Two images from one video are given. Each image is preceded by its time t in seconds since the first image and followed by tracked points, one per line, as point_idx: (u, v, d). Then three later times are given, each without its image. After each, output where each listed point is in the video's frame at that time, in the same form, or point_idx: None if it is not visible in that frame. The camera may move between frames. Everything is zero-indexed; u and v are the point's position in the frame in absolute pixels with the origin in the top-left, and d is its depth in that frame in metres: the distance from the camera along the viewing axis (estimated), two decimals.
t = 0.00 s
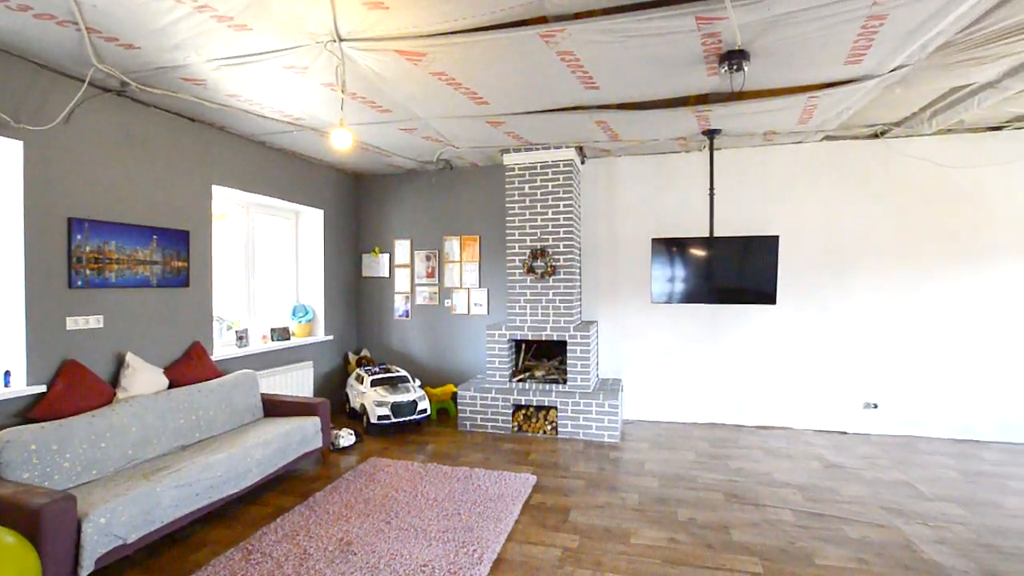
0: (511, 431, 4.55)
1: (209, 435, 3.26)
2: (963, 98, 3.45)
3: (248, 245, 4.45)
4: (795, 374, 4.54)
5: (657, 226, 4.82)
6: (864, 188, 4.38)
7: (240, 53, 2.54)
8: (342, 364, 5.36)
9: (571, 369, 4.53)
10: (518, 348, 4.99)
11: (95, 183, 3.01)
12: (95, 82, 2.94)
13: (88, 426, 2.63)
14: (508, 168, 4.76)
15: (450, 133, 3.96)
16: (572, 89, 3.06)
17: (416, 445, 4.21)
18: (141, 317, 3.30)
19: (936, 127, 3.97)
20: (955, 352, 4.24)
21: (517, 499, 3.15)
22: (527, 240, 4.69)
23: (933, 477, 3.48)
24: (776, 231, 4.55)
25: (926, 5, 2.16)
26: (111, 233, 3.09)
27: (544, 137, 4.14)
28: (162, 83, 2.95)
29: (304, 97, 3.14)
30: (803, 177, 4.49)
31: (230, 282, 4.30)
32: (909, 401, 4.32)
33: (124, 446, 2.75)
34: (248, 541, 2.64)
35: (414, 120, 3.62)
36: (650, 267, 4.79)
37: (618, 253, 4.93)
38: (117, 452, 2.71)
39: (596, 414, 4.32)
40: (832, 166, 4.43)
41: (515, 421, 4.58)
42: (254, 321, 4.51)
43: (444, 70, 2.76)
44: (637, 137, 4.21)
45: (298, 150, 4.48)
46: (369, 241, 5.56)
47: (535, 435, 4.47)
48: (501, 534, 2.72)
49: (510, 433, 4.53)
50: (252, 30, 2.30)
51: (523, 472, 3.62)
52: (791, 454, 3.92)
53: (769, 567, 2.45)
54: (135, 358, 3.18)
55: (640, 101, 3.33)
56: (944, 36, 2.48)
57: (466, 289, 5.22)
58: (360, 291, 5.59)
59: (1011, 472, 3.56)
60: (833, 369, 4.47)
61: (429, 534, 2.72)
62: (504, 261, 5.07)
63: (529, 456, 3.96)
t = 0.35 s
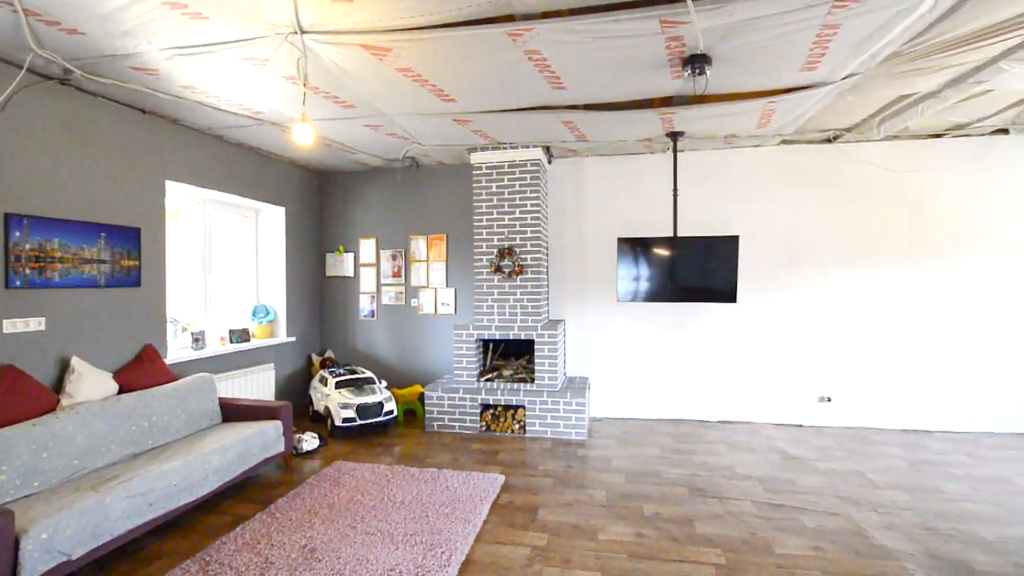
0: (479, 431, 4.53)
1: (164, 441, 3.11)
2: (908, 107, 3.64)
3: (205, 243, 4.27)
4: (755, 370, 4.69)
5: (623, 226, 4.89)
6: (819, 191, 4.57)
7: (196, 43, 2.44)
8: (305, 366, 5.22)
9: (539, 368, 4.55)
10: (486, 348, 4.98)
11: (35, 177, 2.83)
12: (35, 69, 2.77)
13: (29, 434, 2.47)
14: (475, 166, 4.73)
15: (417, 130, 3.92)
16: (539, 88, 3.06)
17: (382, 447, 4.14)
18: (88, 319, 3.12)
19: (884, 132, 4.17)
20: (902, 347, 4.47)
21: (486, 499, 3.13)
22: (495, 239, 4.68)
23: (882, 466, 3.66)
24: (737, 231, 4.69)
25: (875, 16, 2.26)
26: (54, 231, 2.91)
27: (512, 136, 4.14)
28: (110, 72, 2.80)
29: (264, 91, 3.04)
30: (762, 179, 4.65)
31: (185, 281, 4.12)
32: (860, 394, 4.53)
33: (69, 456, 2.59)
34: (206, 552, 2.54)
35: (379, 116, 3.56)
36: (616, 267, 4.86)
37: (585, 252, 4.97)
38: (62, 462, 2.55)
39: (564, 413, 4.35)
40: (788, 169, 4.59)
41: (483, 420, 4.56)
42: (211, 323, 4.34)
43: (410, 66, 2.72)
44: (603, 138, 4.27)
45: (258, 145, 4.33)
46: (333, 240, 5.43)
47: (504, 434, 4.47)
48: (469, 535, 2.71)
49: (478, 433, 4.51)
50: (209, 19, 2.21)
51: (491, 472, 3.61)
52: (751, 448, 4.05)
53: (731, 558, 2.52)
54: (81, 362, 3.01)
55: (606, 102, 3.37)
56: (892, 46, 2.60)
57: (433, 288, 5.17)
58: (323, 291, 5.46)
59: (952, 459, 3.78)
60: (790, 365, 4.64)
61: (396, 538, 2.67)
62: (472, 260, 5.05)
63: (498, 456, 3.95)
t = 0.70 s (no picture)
0: (447, 433, 4.49)
1: (112, 451, 2.95)
2: (857, 115, 3.82)
3: (156, 242, 4.08)
4: (716, 366, 4.82)
5: (589, 226, 4.95)
6: (776, 193, 4.74)
7: (146, 32, 2.32)
8: (265, 369, 5.05)
9: (506, 368, 4.54)
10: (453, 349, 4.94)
11: None
12: None
13: None
14: (442, 165, 4.69)
15: (382, 128, 3.85)
16: (506, 88, 3.06)
17: (347, 451, 4.05)
18: (27, 322, 2.93)
19: (835, 138, 4.36)
20: (853, 343, 4.69)
21: (454, 501, 3.10)
22: (462, 239, 4.65)
23: (834, 457, 3.82)
24: (698, 232, 4.82)
25: (827, 27, 2.36)
26: None
27: (479, 136, 4.12)
28: (51, 59, 2.63)
29: (221, 84, 2.92)
30: (723, 182, 4.78)
31: (135, 283, 3.92)
32: (813, 388, 4.72)
33: (6, 470, 2.42)
34: (159, 566, 2.42)
35: (342, 112, 3.48)
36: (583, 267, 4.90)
37: (552, 252, 5.00)
38: None
39: (532, 412, 4.36)
40: (747, 172, 4.74)
41: (450, 422, 4.52)
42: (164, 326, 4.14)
43: (375, 63, 2.67)
44: (569, 139, 4.30)
45: (215, 141, 4.16)
46: (295, 239, 5.28)
47: (471, 435, 4.44)
48: (437, 538, 2.68)
49: (446, 434, 4.47)
50: (160, 6, 2.10)
51: (459, 473, 3.58)
52: (713, 442, 4.17)
53: (695, 551, 2.57)
54: (20, 369, 2.82)
55: (572, 103, 3.39)
56: (842, 56, 2.72)
57: (399, 288, 5.09)
58: (285, 292, 5.30)
59: (898, 449, 3.99)
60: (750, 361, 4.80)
61: (361, 544, 2.61)
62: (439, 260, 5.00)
63: (466, 457, 3.93)
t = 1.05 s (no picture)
0: (419, 434, 4.45)
1: (65, 460, 2.79)
2: (817, 119, 3.96)
3: (111, 241, 3.90)
4: (685, 362, 4.93)
5: (560, 225, 4.98)
6: (740, 194, 4.87)
7: (99, 19, 2.21)
8: (229, 372, 4.89)
9: (478, 367, 4.52)
10: (425, 349, 4.88)
11: None
12: None
13: None
14: (412, 164, 4.63)
15: (351, 124, 3.78)
16: (478, 86, 3.04)
17: (316, 455, 3.96)
18: None
19: (796, 142, 4.51)
20: (814, 339, 4.86)
21: (426, 503, 3.07)
22: (433, 238, 4.61)
23: (797, 449, 3.96)
24: (667, 232, 4.91)
25: (789, 34, 2.44)
26: None
27: (450, 134, 4.09)
28: None
29: (180, 75, 2.81)
30: (690, 183, 4.89)
31: (87, 283, 3.74)
32: (777, 383, 4.88)
33: None
34: None
35: (309, 108, 3.39)
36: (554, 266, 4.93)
37: (524, 252, 5.01)
38: None
39: (505, 411, 4.36)
40: (713, 173, 4.86)
41: (422, 423, 4.48)
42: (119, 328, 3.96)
43: (343, 57, 2.61)
44: (540, 139, 4.31)
45: (174, 135, 4.00)
46: (260, 238, 5.13)
47: (444, 436, 4.41)
48: (409, 541, 2.64)
49: (417, 436, 4.43)
50: None
51: (432, 474, 3.55)
52: (682, 438, 4.25)
53: (665, 544, 2.62)
54: None
55: (544, 103, 3.40)
56: (803, 62, 2.81)
57: (369, 288, 5.01)
58: (250, 292, 5.14)
59: (856, 440, 4.16)
60: (716, 357, 4.92)
61: (331, 549, 2.56)
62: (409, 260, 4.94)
63: (438, 458, 3.89)
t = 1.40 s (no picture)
0: (393, 436, 4.39)
1: (18, 470, 2.65)
2: (785, 124, 4.06)
3: (68, 239, 3.73)
4: (658, 361, 4.99)
5: (536, 226, 4.99)
6: (712, 196, 4.96)
7: (53, 6, 2.10)
8: (196, 375, 4.73)
9: (454, 368, 4.49)
10: (399, 350, 4.82)
11: None
12: None
13: None
14: (386, 162, 4.57)
15: (323, 122, 3.70)
16: (453, 85, 3.02)
17: (287, 460, 3.87)
18: None
19: (765, 145, 4.62)
20: (782, 338, 4.99)
21: (401, 506, 3.03)
22: (407, 238, 4.55)
23: (766, 445, 4.05)
24: (641, 232, 4.97)
25: (758, 39, 2.49)
26: None
27: (425, 133, 4.05)
28: None
29: (142, 67, 2.70)
30: (663, 184, 4.96)
31: (42, 284, 3.57)
32: (747, 381, 4.99)
33: None
34: None
35: (279, 103, 3.31)
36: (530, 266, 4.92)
37: (499, 252, 5.00)
38: None
39: (481, 412, 4.34)
40: (685, 175, 4.94)
41: (397, 425, 4.42)
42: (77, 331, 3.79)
43: (314, 52, 2.55)
44: (516, 139, 4.31)
45: (135, 130, 3.84)
46: (228, 237, 4.98)
47: (419, 437, 4.36)
48: (384, 545, 2.60)
49: (392, 438, 4.37)
50: None
51: (407, 477, 3.51)
52: (656, 435, 4.31)
53: (640, 542, 2.65)
54: None
55: (519, 103, 3.39)
56: (772, 67, 2.88)
57: (342, 289, 4.92)
58: (217, 293, 4.99)
59: (822, 435, 4.28)
60: (689, 356, 5.00)
61: (303, 556, 2.50)
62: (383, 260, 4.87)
63: (413, 460, 3.85)
